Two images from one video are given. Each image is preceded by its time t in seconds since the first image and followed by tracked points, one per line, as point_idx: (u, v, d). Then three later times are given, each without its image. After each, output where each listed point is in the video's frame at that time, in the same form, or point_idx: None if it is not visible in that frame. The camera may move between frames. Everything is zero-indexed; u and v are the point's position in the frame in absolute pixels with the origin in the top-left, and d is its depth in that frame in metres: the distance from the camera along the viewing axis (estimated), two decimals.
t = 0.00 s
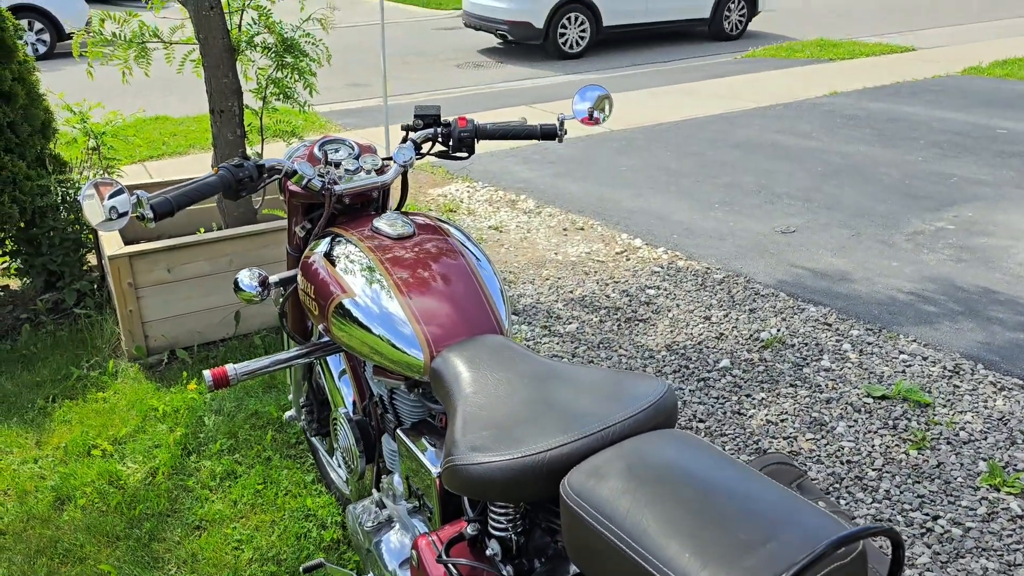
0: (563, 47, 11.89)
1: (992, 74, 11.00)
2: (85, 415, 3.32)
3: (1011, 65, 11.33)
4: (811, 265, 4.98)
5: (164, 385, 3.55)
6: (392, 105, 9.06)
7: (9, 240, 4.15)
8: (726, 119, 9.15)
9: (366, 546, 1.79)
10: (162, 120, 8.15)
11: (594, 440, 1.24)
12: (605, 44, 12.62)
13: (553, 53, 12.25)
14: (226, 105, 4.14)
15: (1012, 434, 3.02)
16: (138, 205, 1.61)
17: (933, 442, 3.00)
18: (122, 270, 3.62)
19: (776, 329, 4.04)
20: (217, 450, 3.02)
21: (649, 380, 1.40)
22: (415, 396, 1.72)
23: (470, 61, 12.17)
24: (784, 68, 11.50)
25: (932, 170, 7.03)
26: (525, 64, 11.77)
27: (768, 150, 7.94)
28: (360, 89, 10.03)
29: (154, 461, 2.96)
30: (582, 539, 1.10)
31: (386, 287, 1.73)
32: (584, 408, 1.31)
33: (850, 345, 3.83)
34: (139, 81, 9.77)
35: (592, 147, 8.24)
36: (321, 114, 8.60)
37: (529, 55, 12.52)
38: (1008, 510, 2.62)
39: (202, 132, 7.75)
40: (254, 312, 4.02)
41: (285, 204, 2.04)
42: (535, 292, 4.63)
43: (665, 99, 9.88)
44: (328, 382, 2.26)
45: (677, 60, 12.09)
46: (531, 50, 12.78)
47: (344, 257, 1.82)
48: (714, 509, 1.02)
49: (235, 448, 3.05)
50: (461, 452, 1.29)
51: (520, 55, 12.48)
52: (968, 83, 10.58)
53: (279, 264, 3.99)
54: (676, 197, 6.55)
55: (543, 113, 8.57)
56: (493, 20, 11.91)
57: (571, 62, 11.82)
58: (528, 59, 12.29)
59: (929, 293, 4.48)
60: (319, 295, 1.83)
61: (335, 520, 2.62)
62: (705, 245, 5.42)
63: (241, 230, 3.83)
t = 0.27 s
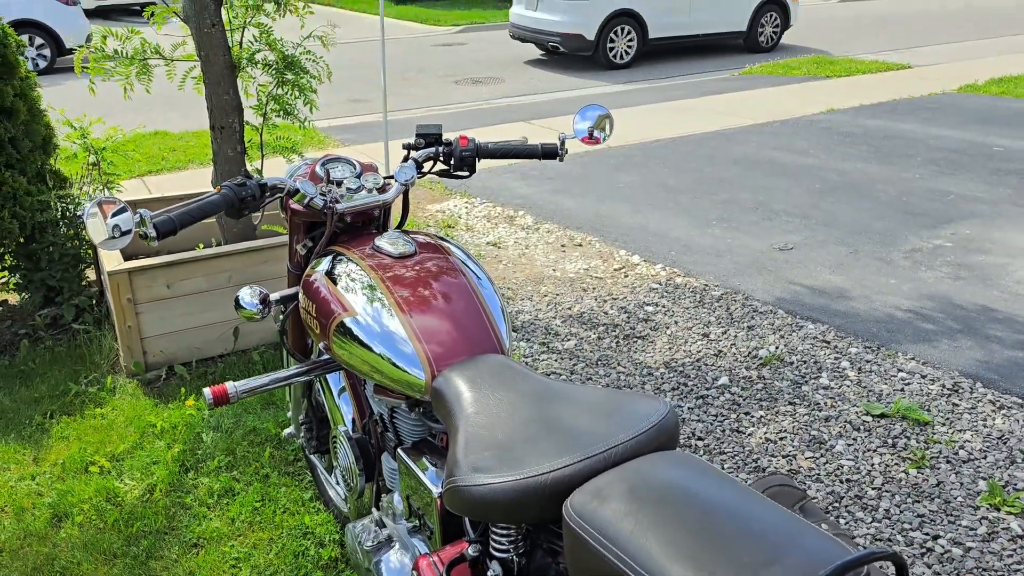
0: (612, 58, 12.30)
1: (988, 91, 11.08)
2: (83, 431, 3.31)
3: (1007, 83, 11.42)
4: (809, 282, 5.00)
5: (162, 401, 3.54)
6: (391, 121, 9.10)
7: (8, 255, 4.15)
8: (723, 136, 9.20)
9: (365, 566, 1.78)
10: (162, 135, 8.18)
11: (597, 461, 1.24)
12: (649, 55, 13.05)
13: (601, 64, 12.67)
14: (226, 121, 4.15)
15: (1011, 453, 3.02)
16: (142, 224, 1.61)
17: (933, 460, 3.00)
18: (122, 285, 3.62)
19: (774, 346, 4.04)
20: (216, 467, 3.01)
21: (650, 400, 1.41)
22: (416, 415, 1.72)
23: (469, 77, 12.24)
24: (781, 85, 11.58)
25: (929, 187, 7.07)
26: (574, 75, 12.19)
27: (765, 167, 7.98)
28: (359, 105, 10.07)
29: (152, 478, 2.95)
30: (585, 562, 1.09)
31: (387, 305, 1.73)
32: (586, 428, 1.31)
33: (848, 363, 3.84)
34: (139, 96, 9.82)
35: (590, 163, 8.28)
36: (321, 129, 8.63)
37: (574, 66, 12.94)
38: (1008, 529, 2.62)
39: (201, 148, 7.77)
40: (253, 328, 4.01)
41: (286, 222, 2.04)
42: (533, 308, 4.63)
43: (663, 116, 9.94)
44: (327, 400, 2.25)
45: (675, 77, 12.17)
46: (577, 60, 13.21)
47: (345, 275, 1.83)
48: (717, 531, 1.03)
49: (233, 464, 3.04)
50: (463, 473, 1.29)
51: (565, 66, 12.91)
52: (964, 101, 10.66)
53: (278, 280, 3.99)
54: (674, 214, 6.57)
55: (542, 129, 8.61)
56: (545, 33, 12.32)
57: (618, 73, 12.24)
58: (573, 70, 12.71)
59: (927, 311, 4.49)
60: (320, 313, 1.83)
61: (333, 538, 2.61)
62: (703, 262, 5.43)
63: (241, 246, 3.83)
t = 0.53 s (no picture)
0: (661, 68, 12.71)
1: (982, 109, 11.16)
2: (80, 448, 3.30)
3: (1001, 101, 11.50)
4: (807, 299, 5.01)
5: (160, 418, 3.52)
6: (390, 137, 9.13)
7: (6, 270, 4.14)
8: (720, 153, 9.25)
9: None
10: (160, 150, 8.19)
11: (601, 485, 1.24)
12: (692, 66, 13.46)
13: (647, 74, 13.09)
14: (225, 138, 4.16)
15: (1010, 473, 3.02)
16: (144, 243, 1.61)
17: (933, 480, 2.99)
18: (120, 302, 3.61)
19: (773, 364, 4.04)
20: (213, 485, 3.00)
21: (652, 422, 1.41)
22: (417, 436, 1.71)
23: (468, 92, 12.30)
24: (777, 102, 11.65)
25: (925, 205, 7.10)
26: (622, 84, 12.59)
27: (762, 184, 8.02)
28: (358, 121, 10.11)
29: (149, 496, 2.93)
30: None
31: (389, 326, 1.73)
32: (589, 451, 1.31)
33: (847, 381, 3.84)
34: (138, 112, 9.84)
35: (588, 179, 8.31)
36: (319, 145, 8.66)
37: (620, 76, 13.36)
38: (1009, 550, 2.61)
39: (200, 163, 7.79)
40: (252, 345, 4.00)
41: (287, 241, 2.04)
42: (532, 325, 4.63)
43: (660, 133, 9.99)
44: (327, 419, 2.24)
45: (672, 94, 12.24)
46: (623, 71, 13.66)
47: (346, 295, 1.83)
48: (725, 558, 1.02)
49: (230, 483, 3.02)
50: (465, 496, 1.28)
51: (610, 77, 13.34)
52: (959, 119, 10.74)
53: (276, 296, 3.99)
54: (671, 231, 6.59)
55: (539, 145, 8.65)
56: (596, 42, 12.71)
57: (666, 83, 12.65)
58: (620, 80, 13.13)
59: (925, 329, 4.50)
60: (321, 333, 1.83)
61: (332, 558, 2.59)
62: (700, 279, 5.44)
63: (240, 263, 3.83)
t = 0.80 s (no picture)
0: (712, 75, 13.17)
1: (981, 123, 11.21)
2: (81, 458, 3.29)
3: (999, 115, 11.56)
4: (807, 312, 5.02)
5: (161, 428, 3.52)
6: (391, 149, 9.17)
7: (8, 280, 4.15)
8: (720, 166, 9.28)
9: None
10: (161, 161, 8.21)
11: (606, 495, 1.24)
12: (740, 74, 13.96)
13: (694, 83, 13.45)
14: (228, 149, 4.17)
15: (1012, 486, 3.02)
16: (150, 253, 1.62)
17: (935, 493, 2.99)
18: (122, 312, 3.62)
19: (774, 376, 4.04)
20: (215, 496, 2.99)
21: (657, 432, 1.41)
22: (421, 446, 1.71)
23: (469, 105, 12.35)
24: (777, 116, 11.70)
25: (925, 218, 7.13)
26: (673, 91, 13.00)
27: (762, 197, 8.04)
28: (359, 132, 10.14)
29: (150, 507, 2.92)
30: None
31: (394, 336, 1.74)
32: (595, 461, 1.31)
33: (848, 394, 3.84)
34: (141, 123, 9.88)
35: (589, 191, 8.34)
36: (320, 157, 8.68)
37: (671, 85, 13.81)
38: (1011, 563, 2.60)
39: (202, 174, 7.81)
40: (253, 355, 4.01)
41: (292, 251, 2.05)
42: (533, 337, 4.63)
43: (660, 146, 10.03)
44: (330, 430, 2.24)
45: (672, 108, 12.30)
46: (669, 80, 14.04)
47: (351, 306, 1.83)
48: (731, 567, 1.02)
49: (232, 493, 3.02)
50: (471, 506, 1.29)
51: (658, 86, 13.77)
52: (958, 132, 10.79)
53: (278, 307, 3.99)
54: (672, 243, 6.61)
55: (540, 158, 8.68)
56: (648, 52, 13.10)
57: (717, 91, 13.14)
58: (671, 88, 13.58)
59: (925, 341, 4.51)
60: (326, 343, 1.84)
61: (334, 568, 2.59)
62: (701, 291, 5.45)
63: (242, 273, 3.84)
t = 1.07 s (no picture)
0: (763, 78, 13.49)
1: (983, 131, 11.22)
2: (83, 461, 3.30)
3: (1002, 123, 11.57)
4: (809, 318, 5.02)
5: (163, 431, 3.53)
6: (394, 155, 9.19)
7: (12, 283, 4.16)
8: (723, 172, 9.29)
9: None
10: (166, 166, 8.24)
11: (608, 495, 1.25)
12: (787, 77, 14.31)
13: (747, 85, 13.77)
14: (233, 153, 4.19)
15: (1014, 492, 3.01)
16: (156, 254, 1.63)
17: (936, 498, 2.99)
18: (126, 315, 3.63)
19: (776, 382, 4.04)
20: (217, 499, 3.00)
21: (659, 433, 1.42)
22: (424, 448, 1.72)
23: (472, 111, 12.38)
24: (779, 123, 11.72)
25: (927, 225, 7.13)
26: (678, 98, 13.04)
27: (765, 203, 8.05)
28: (363, 138, 10.17)
29: (152, 509, 2.93)
30: None
31: (397, 338, 1.75)
32: (597, 462, 1.32)
33: (851, 400, 3.84)
34: (146, 128, 9.91)
35: (592, 197, 8.35)
36: (324, 162, 8.71)
37: (720, 87, 14.15)
38: (1013, 568, 2.60)
39: (206, 178, 7.84)
40: (256, 359, 4.01)
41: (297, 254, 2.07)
42: (535, 342, 4.64)
43: (663, 153, 10.05)
44: (333, 433, 2.24)
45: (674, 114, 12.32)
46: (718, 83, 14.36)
47: (354, 307, 1.84)
48: (733, 566, 1.03)
49: (234, 496, 3.02)
50: (474, 505, 1.29)
51: (711, 88, 14.10)
52: (960, 140, 10.80)
53: (281, 311, 4.00)
54: (674, 249, 6.61)
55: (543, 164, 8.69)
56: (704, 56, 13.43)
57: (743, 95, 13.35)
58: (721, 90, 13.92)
59: (928, 347, 4.51)
60: (330, 345, 1.85)
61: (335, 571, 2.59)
62: (703, 297, 5.45)
63: (245, 276, 3.85)
